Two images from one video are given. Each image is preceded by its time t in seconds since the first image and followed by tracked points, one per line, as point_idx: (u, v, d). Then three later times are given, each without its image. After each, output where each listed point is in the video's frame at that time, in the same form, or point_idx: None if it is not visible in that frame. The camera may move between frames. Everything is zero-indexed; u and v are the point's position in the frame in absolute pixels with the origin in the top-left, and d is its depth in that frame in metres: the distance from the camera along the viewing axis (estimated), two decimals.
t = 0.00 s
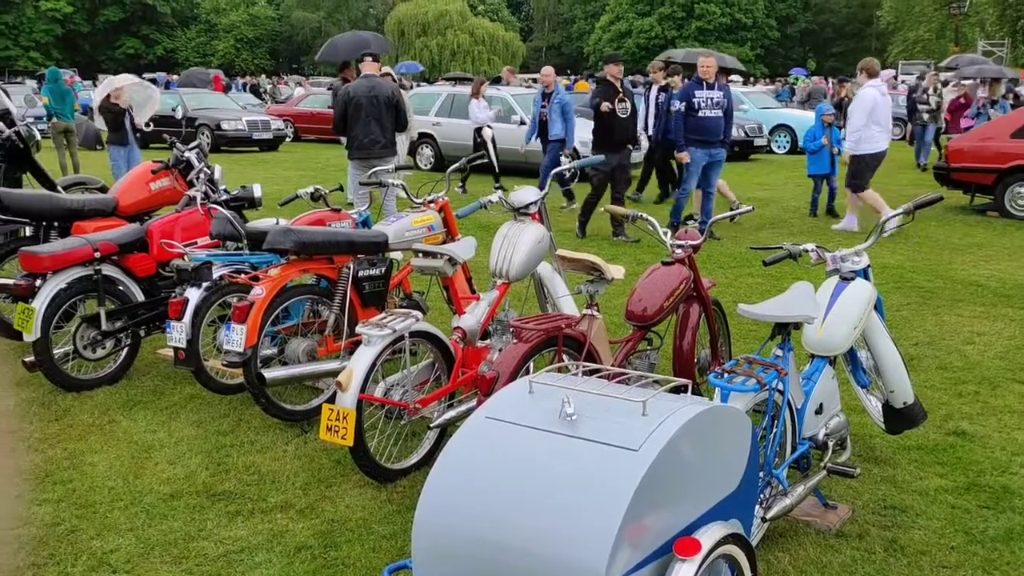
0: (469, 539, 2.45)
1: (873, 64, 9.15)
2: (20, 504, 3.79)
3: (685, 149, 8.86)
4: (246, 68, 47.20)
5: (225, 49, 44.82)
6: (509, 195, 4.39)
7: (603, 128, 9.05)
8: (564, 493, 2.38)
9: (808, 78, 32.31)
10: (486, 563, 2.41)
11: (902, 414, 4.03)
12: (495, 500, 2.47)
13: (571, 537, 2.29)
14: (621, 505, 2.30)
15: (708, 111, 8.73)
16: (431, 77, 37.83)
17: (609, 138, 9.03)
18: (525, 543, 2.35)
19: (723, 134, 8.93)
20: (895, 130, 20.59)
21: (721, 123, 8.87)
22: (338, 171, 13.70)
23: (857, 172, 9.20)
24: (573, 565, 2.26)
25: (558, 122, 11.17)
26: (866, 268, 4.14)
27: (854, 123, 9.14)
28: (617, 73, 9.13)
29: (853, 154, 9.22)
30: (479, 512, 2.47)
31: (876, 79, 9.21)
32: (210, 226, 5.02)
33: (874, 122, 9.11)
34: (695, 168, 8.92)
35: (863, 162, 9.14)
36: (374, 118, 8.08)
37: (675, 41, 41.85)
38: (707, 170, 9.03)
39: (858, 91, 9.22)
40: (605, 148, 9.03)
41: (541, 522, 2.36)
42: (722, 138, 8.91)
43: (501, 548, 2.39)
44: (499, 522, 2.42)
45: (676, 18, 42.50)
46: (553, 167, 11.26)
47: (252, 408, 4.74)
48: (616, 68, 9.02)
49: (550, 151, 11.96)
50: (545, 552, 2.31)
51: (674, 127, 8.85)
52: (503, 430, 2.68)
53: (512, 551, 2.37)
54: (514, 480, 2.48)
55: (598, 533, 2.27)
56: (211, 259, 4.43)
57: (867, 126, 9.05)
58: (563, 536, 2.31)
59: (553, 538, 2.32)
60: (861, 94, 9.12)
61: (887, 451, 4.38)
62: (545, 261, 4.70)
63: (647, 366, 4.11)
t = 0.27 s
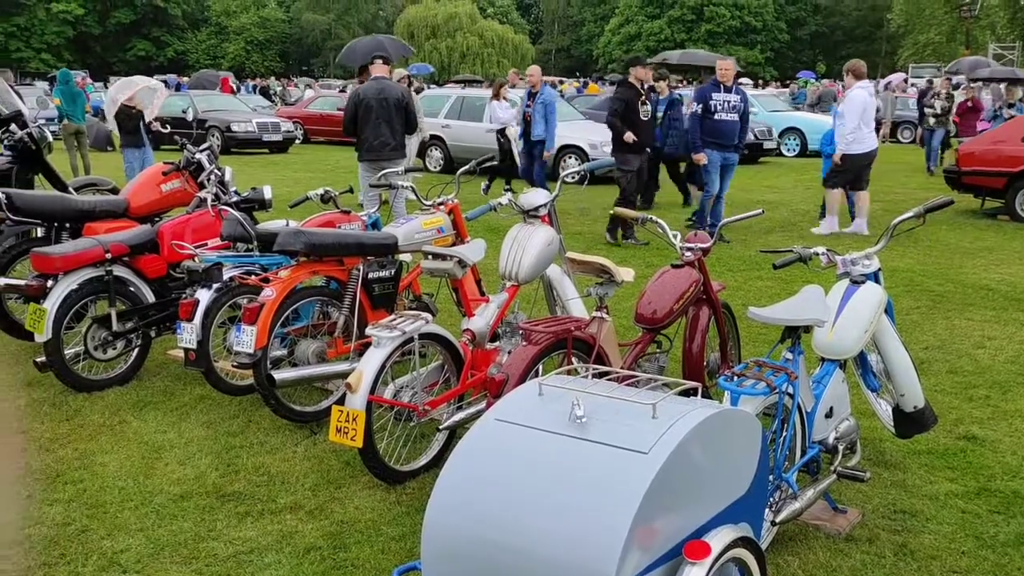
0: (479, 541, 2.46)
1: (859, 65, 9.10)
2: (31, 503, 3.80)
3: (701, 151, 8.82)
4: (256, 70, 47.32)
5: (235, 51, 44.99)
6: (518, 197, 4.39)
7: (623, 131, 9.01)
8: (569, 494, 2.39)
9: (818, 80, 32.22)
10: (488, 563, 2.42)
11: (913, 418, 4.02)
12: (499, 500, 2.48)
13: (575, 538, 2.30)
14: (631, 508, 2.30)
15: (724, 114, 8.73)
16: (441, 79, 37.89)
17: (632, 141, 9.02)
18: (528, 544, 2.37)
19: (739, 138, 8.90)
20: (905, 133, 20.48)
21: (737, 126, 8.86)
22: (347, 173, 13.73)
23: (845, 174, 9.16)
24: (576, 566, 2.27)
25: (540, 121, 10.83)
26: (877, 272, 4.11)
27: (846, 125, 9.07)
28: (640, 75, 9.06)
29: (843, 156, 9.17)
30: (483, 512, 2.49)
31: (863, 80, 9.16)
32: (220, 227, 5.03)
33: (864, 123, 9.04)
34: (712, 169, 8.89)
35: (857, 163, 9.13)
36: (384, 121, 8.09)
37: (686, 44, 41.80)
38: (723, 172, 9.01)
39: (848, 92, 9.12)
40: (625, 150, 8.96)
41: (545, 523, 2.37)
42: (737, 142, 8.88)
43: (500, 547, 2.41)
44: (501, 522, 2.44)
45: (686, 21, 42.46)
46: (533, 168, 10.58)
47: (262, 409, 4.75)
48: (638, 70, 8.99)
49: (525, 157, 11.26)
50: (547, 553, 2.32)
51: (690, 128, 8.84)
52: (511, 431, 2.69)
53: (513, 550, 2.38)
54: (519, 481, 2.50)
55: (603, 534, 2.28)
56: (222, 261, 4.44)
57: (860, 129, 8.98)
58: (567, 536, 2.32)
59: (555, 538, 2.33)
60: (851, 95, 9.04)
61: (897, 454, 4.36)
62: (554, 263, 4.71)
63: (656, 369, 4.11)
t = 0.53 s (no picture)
0: (488, 543, 2.46)
1: (845, 70, 9.07)
2: (43, 503, 3.82)
3: (718, 154, 8.73)
4: (266, 72, 47.53)
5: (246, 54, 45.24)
6: (529, 200, 4.39)
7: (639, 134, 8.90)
8: (578, 496, 2.40)
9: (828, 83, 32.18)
10: (497, 564, 2.43)
11: (924, 422, 4.01)
12: (507, 501, 2.49)
13: (583, 539, 2.30)
14: (641, 511, 2.29)
15: (741, 118, 8.72)
16: (451, 82, 37.98)
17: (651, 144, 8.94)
18: (534, 545, 2.37)
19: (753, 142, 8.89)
20: (915, 136, 20.39)
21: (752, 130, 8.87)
22: (357, 175, 13.76)
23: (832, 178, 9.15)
24: (583, 566, 2.27)
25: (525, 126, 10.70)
26: (888, 275, 4.11)
27: (834, 130, 9.04)
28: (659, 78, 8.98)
29: (830, 161, 9.15)
30: (492, 513, 2.49)
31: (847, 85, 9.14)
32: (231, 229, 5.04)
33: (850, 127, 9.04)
34: (730, 174, 8.83)
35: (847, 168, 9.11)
36: (394, 123, 8.11)
37: (695, 47, 41.80)
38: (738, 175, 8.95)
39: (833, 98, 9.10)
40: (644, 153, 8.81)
41: (552, 524, 2.38)
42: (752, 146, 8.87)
43: (506, 547, 2.42)
44: (507, 522, 2.45)
45: (696, 24, 42.45)
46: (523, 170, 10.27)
47: (272, 411, 4.76)
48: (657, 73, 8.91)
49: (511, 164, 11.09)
50: (554, 553, 2.33)
51: (706, 132, 8.75)
52: (520, 433, 2.69)
53: (518, 551, 2.39)
54: (527, 483, 2.50)
55: (610, 536, 2.28)
56: (232, 262, 4.45)
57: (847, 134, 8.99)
58: (575, 537, 2.32)
59: (561, 538, 2.34)
60: (838, 100, 8.99)
61: (907, 459, 4.35)
62: (564, 265, 4.71)
63: (666, 372, 4.10)
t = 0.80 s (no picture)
0: (498, 545, 2.46)
1: (831, 71, 9.01)
2: (54, 503, 3.84)
3: (738, 163, 8.75)
4: (276, 74, 47.75)
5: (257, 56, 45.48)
6: (539, 202, 4.40)
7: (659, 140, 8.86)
8: (588, 499, 2.39)
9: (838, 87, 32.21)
10: (506, 566, 2.43)
11: (935, 427, 3.99)
12: (516, 503, 2.49)
13: (592, 542, 2.30)
14: (652, 515, 2.29)
15: (760, 124, 8.70)
16: (461, 84, 38.11)
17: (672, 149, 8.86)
18: (542, 546, 2.37)
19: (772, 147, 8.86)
20: (927, 140, 20.32)
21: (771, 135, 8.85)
22: (367, 177, 13.81)
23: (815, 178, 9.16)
24: (592, 569, 2.27)
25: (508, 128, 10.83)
26: (899, 279, 4.10)
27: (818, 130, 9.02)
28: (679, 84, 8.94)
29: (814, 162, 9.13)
30: (502, 516, 2.50)
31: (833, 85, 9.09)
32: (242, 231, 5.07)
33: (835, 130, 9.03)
34: (750, 179, 8.81)
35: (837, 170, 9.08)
36: (405, 125, 8.13)
37: (705, 50, 41.92)
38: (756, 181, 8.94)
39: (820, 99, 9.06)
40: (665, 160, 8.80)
41: (561, 526, 2.38)
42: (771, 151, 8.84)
43: (514, 549, 2.42)
44: (517, 525, 2.45)
45: (705, 27, 42.54)
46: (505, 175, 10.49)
47: (282, 412, 4.77)
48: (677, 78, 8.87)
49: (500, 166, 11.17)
50: (563, 555, 2.33)
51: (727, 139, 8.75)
52: (530, 435, 2.69)
53: (527, 552, 2.39)
54: (537, 485, 2.50)
55: (619, 539, 2.28)
56: (243, 263, 4.47)
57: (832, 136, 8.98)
58: (584, 540, 2.32)
59: (571, 542, 2.34)
60: (823, 100, 8.95)
61: (918, 464, 4.33)
62: (574, 268, 4.71)
63: (676, 376, 4.10)
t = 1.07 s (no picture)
0: (509, 548, 2.46)
1: (821, 76, 9.17)
2: (66, 503, 3.86)
3: (763, 165, 8.67)
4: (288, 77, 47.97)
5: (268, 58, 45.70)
6: (550, 205, 4.40)
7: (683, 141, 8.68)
8: (599, 502, 2.39)
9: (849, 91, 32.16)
10: (517, 569, 2.43)
11: (947, 432, 3.97)
12: (527, 506, 2.49)
13: (603, 545, 2.30)
14: (663, 518, 2.29)
15: (781, 126, 8.67)
16: (471, 87, 38.22)
17: (694, 149, 8.71)
18: (552, 548, 2.37)
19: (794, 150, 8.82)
20: (939, 144, 20.25)
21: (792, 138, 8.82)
22: (378, 179, 13.85)
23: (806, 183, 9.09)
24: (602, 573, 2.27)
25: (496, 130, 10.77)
26: (912, 284, 4.08)
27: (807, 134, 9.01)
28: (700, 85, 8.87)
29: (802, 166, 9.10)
30: (512, 518, 2.50)
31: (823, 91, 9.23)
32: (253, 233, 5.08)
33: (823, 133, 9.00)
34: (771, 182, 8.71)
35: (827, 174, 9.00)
36: (415, 128, 8.14)
37: (716, 53, 41.94)
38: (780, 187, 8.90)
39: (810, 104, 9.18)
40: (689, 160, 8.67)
41: (572, 529, 2.38)
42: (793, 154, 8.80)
43: (525, 552, 2.42)
44: (528, 528, 2.45)
45: (716, 30, 42.55)
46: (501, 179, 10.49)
47: (292, 413, 4.79)
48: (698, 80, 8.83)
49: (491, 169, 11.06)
50: (574, 558, 2.33)
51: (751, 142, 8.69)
52: (541, 438, 2.69)
53: (536, 554, 2.39)
54: (546, 488, 2.50)
55: (629, 543, 2.27)
56: (255, 265, 4.49)
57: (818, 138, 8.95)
58: (594, 542, 2.32)
59: (581, 545, 2.34)
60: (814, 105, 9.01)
61: (930, 469, 4.31)
62: (584, 272, 4.71)
63: (687, 379, 4.09)
